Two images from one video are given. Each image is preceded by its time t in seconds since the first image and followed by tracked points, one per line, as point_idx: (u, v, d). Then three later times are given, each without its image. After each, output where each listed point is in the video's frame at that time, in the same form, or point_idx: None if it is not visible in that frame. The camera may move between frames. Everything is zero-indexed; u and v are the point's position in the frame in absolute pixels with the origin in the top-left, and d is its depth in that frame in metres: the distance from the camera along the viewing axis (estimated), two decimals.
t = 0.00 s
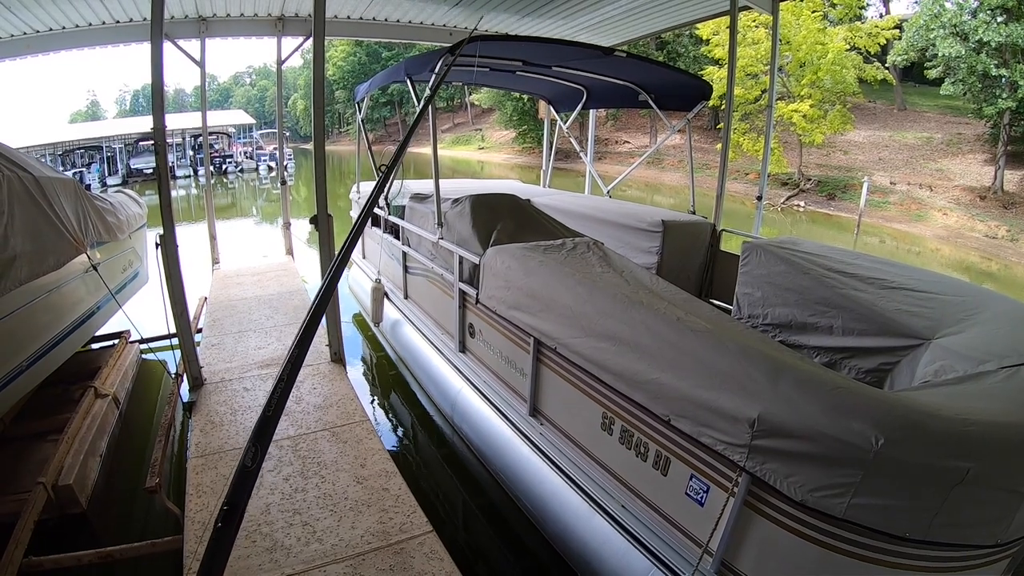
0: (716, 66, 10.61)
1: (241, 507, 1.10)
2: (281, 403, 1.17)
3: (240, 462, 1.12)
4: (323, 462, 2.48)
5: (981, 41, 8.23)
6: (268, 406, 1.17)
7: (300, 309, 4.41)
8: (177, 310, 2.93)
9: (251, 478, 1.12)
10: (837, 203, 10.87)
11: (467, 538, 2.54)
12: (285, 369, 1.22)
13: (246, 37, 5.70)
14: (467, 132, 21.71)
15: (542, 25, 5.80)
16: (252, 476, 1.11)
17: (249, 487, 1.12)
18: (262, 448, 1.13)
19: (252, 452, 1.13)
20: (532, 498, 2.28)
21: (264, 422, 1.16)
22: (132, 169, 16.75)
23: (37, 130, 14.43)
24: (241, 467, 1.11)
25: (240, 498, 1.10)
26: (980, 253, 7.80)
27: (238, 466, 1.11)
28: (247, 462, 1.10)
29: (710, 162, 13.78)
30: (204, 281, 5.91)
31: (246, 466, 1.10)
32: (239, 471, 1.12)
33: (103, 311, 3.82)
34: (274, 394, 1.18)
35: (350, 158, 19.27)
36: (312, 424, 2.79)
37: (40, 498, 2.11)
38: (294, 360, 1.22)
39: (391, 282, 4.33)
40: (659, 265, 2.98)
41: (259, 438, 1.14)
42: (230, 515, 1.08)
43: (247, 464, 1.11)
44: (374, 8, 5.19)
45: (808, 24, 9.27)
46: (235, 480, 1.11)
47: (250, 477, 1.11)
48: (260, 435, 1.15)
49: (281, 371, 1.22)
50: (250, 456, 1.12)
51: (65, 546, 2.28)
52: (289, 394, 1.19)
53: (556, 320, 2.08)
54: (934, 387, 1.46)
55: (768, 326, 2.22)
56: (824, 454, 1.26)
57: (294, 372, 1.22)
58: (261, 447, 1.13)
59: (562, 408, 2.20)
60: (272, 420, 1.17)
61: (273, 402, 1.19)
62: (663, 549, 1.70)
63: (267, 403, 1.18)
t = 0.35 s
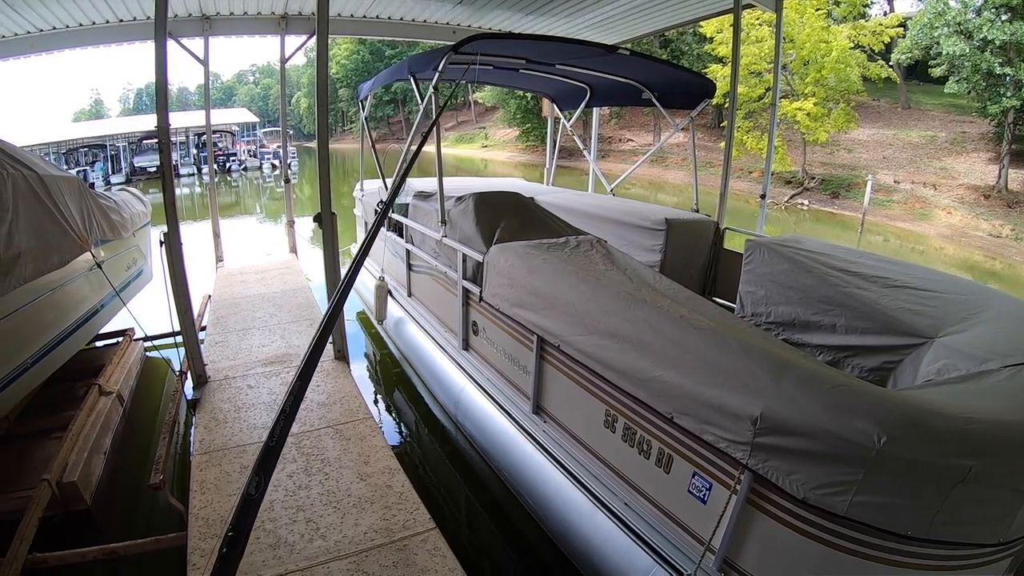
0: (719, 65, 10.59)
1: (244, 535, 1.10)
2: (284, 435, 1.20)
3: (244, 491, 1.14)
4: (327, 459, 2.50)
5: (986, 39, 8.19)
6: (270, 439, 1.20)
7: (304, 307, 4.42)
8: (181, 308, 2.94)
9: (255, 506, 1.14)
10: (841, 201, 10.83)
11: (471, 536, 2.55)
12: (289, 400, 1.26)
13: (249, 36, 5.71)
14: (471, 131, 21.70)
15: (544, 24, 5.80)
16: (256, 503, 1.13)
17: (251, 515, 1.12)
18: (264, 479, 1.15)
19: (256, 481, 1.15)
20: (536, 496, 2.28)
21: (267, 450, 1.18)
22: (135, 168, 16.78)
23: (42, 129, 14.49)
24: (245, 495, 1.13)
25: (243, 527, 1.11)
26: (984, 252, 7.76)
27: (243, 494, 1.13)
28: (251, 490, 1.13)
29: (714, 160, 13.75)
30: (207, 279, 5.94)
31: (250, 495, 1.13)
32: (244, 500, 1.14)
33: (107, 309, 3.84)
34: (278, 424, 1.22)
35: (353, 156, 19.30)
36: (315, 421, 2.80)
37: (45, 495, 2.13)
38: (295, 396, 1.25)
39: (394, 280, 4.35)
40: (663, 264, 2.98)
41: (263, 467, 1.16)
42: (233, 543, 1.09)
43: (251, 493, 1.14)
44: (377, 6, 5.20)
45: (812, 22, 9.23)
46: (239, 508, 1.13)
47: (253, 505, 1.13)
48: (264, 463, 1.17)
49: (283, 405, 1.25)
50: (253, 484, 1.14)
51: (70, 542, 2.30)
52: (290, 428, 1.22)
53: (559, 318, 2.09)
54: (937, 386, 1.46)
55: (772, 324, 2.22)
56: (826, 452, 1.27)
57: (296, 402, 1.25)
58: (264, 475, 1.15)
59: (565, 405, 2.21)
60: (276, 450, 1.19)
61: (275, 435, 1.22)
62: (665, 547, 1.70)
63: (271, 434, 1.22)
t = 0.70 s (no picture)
0: (722, 66, 10.58)
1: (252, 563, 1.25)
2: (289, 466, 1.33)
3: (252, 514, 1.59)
4: (329, 458, 2.51)
5: (990, 41, 8.17)
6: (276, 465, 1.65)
7: (306, 307, 4.44)
8: (184, 307, 2.95)
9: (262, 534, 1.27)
10: (844, 203, 10.81)
11: (472, 536, 2.56)
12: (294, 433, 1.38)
13: (253, 36, 5.73)
14: (473, 131, 21.73)
15: (547, 24, 5.80)
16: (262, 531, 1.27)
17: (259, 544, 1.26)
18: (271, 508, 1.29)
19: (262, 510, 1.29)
20: (538, 497, 2.29)
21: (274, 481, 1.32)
22: (139, 168, 16.83)
23: (46, 129, 14.56)
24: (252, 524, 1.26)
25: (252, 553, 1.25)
26: (987, 254, 7.74)
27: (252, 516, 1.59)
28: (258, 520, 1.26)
29: (717, 161, 13.73)
30: (210, 279, 5.96)
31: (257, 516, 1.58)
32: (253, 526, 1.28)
33: (110, 308, 3.86)
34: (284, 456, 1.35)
35: (356, 156, 19.34)
36: (318, 421, 2.81)
37: (47, 493, 2.15)
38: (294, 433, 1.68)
39: (397, 281, 4.35)
40: (665, 265, 2.98)
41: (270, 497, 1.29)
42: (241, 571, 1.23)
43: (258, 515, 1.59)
44: (380, 7, 5.22)
45: (816, 23, 9.22)
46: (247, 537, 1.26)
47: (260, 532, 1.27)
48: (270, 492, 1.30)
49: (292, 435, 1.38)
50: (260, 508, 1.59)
51: (72, 540, 2.31)
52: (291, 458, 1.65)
53: (562, 319, 2.09)
54: (939, 387, 1.46)
55: (774, 326, 2.22)
56: (826, 452, 1.27)
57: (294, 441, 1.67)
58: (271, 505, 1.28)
59: (568, 406, 2.21)
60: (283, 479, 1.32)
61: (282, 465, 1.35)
62: (667, 548, 1.70)
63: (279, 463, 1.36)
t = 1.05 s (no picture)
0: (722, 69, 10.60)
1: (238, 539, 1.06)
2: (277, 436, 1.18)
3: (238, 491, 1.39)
4: (329, 460, 2.50)
5: (989, 43, 8.19)
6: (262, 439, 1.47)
7: (305, 309, 4.43)
8: (184, 309, 2.95)
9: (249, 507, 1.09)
10: (844, 205, 10.82)
11: (471, 537, 2.55)
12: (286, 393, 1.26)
13: (254, 38, 5.74)
14: (473, 133, 21.76)
15: (547, 27, 5.81)
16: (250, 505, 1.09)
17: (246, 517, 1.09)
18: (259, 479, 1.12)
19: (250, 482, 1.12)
20: (537, 499, 2.28)
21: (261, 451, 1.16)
22: (139, 169, 16.87)
23: (47, 130, 14.57)
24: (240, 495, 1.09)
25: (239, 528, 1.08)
26: (986, 256, 7.73)
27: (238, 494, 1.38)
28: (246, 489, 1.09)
29: (716, 164, 13.75)
30: (210, 280, 5.96)
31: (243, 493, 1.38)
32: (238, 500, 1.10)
33: (110, 309, 3.86)
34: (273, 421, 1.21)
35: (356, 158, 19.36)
36: (317, 423, 2.80)
37: (46, 494, 2.14)
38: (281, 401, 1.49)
39: (397, 283, 4.35)
40: (665, 267, 2.98)
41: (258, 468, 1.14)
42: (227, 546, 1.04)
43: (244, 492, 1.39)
44: (381, 9, 5.23)
45: (815, 26, 9.24)
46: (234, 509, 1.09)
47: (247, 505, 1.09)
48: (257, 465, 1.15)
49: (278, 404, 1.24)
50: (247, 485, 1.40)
51: (71, 542, 2.31)
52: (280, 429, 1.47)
53: (562, 321, 2.09)
54: (938, 390, 1.46)
55: (774, 328, 2.22)
56: (826, 455, 1.27)
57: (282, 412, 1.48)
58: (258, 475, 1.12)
59: (567, 408, 2.21)
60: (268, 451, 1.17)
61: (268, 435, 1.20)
62: (667, 551, 1.70)
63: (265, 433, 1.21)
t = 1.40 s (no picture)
0: (721, 71, 10.62)
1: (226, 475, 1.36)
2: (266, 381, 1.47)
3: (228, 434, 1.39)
4: (327, 463, 2.50)
5: (987, 45, 8.20)
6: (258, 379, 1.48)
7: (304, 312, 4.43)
8: (183, 311, 2.94)
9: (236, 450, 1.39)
10: (843, 207, 10.84)
11: (470, 540, 2.54)
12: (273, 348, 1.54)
13: (253, 40, 5.74)
14: (473, 136, 21.78)
15: (546, 29, 5.82)
16: (237, 447, 1.38)
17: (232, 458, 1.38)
18: (247, 422, 1.42)
19: (239, 425, 1.41)
20: (536, 501, 2.28)
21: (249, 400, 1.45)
22: (138, 172, 16.86)
23: (46, 132, 14.57)
24: (229, 437, 1.38)
25: (225, 467, 1.36)
26: (985, 258, 7.73)
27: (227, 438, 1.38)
28: (234, 433, 1.38)
29: (715, 166, 13.78)
30: (209, 283, 5.96)
31: (233, 436, 1.38)
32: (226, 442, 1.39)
33: (109, 312, 3.85)
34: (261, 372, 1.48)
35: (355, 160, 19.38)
36: (316, 426, 2.80)
37: (45, 497, 2.13)
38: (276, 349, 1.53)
39: (396, 285, 4.34)
40: (664, 269, 2.98)
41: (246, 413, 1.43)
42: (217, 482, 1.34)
43: (235, 436, 1.39)
44: (380, 11, 5.23)
45: (813, 28, 9.26)
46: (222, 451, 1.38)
47: (234, 447, 1.38)
48: (247, 406, 1.44)
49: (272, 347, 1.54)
50: (238, 428, 1.40)
51: (69, 545, 2.30)
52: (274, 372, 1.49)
53: (562, 323, 2.08)
54: (939, 391, 1.46)
55: (773, 330, 2.22)
56: (827, 457, 1.26)
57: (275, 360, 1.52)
58: (246, 418, 1.42)
59: (567, 411, 2.20)
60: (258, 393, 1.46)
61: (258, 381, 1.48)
62: (667, 554, 1.69)
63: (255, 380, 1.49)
